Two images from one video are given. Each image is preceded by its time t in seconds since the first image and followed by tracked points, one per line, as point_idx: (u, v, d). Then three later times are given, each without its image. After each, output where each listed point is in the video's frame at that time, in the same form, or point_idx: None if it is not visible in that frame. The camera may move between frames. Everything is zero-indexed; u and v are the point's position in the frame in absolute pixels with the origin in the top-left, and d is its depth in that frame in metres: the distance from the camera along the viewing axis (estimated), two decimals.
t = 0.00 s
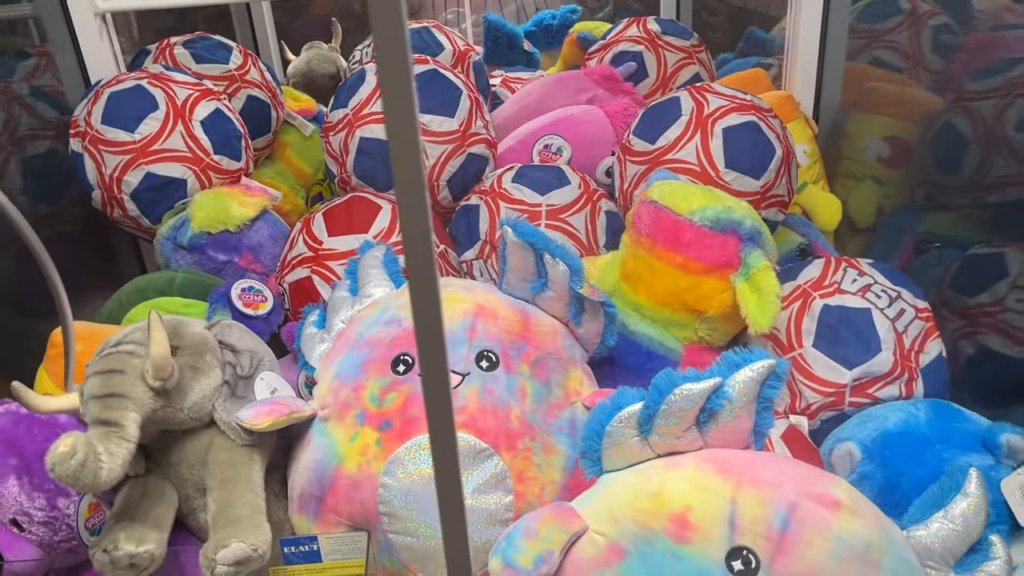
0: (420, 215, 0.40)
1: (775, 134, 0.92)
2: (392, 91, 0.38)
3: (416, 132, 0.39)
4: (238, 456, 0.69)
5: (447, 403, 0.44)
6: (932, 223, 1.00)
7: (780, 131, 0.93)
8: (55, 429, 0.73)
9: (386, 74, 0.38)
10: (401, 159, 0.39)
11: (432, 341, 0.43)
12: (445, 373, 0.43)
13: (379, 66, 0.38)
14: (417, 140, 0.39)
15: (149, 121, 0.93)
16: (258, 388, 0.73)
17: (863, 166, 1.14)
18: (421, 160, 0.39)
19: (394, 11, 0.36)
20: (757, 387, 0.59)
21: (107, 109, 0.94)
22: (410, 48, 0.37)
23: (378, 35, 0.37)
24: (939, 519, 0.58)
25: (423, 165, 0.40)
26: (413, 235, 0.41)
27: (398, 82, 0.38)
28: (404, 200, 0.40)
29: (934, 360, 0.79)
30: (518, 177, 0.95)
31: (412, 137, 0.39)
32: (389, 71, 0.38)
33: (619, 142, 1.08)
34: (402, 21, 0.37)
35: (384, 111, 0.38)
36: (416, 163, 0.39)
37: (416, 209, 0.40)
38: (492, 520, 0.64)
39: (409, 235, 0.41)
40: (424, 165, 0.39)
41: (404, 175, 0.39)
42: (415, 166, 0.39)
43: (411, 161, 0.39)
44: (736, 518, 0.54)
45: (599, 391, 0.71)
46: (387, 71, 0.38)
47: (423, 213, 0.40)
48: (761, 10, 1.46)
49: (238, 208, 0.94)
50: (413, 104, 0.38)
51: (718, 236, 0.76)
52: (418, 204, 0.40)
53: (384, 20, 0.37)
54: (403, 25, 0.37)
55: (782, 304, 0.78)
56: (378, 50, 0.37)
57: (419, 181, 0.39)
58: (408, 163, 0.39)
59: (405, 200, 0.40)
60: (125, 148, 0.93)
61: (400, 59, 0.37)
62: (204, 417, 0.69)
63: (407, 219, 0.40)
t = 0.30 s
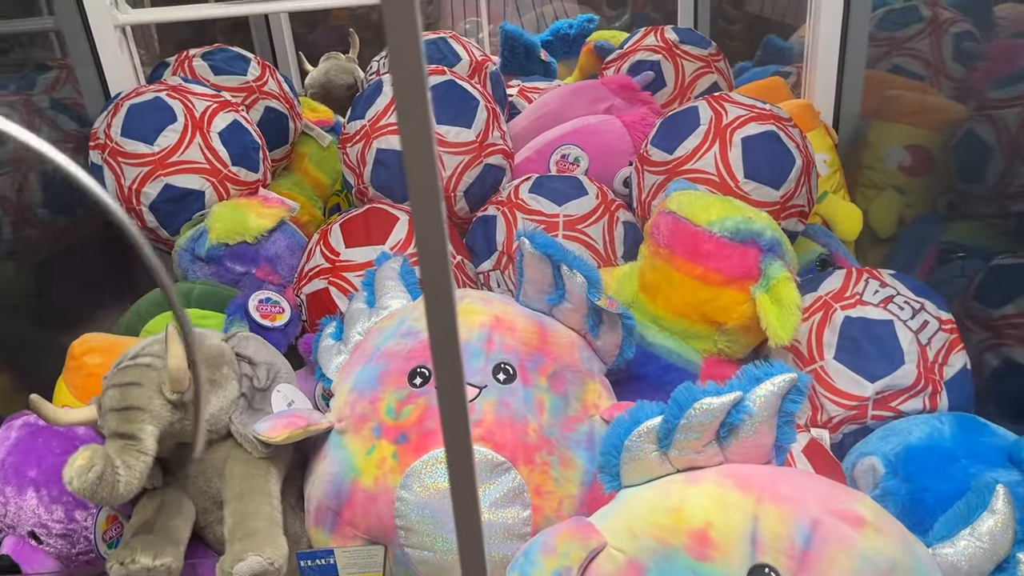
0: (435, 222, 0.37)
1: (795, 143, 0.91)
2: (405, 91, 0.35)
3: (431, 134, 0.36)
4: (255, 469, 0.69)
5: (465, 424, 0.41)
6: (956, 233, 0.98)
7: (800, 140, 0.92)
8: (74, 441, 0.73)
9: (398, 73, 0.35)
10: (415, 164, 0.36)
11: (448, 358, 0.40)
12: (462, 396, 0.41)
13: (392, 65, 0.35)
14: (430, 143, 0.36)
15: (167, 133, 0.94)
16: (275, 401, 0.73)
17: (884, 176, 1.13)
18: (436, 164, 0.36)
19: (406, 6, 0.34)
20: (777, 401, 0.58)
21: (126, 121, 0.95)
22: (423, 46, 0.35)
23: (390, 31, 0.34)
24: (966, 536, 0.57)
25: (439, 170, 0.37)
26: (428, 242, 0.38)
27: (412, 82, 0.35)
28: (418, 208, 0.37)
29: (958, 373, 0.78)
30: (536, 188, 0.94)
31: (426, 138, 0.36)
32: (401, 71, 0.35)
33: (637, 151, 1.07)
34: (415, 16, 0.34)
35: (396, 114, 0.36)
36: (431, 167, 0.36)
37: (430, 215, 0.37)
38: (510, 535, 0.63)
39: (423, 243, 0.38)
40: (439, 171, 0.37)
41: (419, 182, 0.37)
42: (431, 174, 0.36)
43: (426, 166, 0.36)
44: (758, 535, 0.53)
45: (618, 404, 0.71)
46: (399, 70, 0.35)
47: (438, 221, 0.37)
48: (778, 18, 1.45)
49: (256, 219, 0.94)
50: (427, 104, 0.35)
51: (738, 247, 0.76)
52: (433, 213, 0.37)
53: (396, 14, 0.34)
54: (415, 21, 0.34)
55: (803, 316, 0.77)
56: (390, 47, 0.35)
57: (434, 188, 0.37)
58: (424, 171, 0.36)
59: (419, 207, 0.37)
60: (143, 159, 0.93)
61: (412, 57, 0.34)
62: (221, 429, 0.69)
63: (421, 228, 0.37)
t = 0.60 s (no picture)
0: (438, 232, 0.37)
1: (800, 152, 0.90)
2: (406, 101, 0.35)
3: (433, 144, 0.35)
4: (260, 482, 0.69)
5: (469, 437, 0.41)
6: (963, 241, 0.98)
7: (805, 149, 0.92)
8: (77, 455, 0.72)
9: (398, 84, 0.35)
10: (417, 174, 0.36)
11: (452, 371, 0.39)
12: (466, 410, 0.40)
13: (393, 74, 0.34)
14: (433, 153, 0.35)
15: (172, 144, 0.93)
16: (279, 413, 0.73)
17: (890, 184, 1.12)
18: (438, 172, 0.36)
19: (407, 16, 0.33)
20: (785, 413, 0.58)
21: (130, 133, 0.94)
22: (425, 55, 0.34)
23: (391, 40, 0.34)
24: (977, 550, 0.57)
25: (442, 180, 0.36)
26: (430, 252, 0.37)
27: (413, 92, 0.35)
28: (420, 220, 0.37)
29: (968, 383, 0.77)
30: (540, 198, 0.94)
31: (428, 148, 0.35)
32: (402, 82, 0.34)
33: (642, 161, 1.07)
34: (417, 26, 0.34)
35: (398, 123, 0.35)
36: (433, 177, 0.36)
37: (433, 226, 0.37)
38: (516, 549, 0.63)
39: (425, 253, 0.37)
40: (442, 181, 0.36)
41: (422, 192, 0.36)
42: (433, 183, 0.36)
43: (428, 175, 0.36)
44: (766, 549, 0.53)
45: (624, 415, 0.70)
46: (400, 81, 0.35)
47: (440, 232, 0.37)
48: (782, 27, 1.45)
49: (260, 230, 0.94)
50: (429, 114, 0.35)
51: (743, 257, 0.75)
52: (435, 223, 0.37)
53: (398, 24, 0.34)
54: (417, 31, 0.34)
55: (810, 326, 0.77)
56: (392, 57, 0.34)
57: (437, 198, 0.36)
58: (426, 180, 0.36)
59: (421, 216, 0.37)
60: (147, 171, 0.93)
61: (414, 66, 0.34)
62: (225, 442, 0.69)
63: (424, 239, 0.37)
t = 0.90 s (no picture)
0: (387, 273, 0.33)
1: (784, 165, 0.89)
2: (347, 126, 0.31)
3: (378, 175, 0.31)
4: (234, 506, 0.67)
5: (430, 504, 0.36)
6: (948, 253, 0.97)
7: (789, 161, 0.91)
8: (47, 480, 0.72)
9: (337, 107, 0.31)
10: (360, 208, 0.32)
11: (406, 428, 0.35)
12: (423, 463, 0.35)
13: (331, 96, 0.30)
14: (378, 185, 0.31)
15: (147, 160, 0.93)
16: (254, 435, 0.71)
17: (876, 196, 1.11)
18: (385, 206, 0.32)
19: (344, 31, 0.29)
20: (766, 435, 0.57)
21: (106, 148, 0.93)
22: (366, 75, 0.30)
23: (327, 57, 0.30)
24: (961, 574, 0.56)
25: (389, 216, 0.32)
26: (379, 295, 0.33)
27: (354, 117, 0.31)
28: (363, 248, 0.32)
29: (954, 399, 0.76)
30: (522, 213, 0.93)
31: (373, 179, 0.31)
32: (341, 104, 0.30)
33: (626, 173, 1.06)
34: (355, 42, 0.30)
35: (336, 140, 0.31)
36: (379, 211, 0.32)
37: (381, 266, 0.32)
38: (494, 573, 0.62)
39: (373, 296, 0.33)
40: (390, 216, 0.32)
41: (366, 229, 0.32)
42: (377, 208, 0.32)
43: (374, 208, 0.32)
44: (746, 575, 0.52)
45: (606, 434, 0.69)
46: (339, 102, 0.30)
47: (390, 272, 0.32)
48: (767, 37, 1.45)
49: (238, 246, 0.93)
50: (373, 141, 0.31)
51: (726, 272, 0.74)
52: (380, 251, 0.32)
53: (333, 39, 0.30)
54: (356, 47, 0.30)
55: (793, 342, 0.76)
56: (329, 77, 0.30)
57: (384, 236, 0.32)
58: (369, 204, 0.32)
59: (367, 256, 0.32)
60: (123, 188, 0.92)
61: (353, 86, 0.30)
62: (198, 465, 0.68)
63: (371, 281, 0.33)
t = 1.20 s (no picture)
0: (370, 281, 0.32)
1: (774, 171, 0.89)
2: (327, 133, 0.30)
3: (361, 183, 0.31)
4: (222, 518, 0.66)
5: (416, 516, 0.36)
6: (938, 258, 0.97)
7: (779, 168, 0.91)
8: (31, 493, 0.70)
9: (318, 115, 0.30)
10: (343, 216, 0.31)
11: (391, 439, 0.34)
12: (409, 477, 0.35)
13: (311, 103, 0.30)
14: (361, 193, 0.31)
15: (134, 168, 0.92)
16: (242, 445, 0.71)
17: (865, 202, 1.11)
18: (368, 215, 0.31)
19: (325, 38, 0.29)
20: (757, 443, 0.57)
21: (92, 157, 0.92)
22: (348, 82, 0.30)
23: (307, 65, 0.30)
24: None
25: (372, 224, 0.31)
26: (362, 304, 0.32)
27: (335, 124, 0.30)
28: (346, 258, 0.32)
29: (944, 405, 0.76)
30: (511, 220, 0.92)
31: (355, 187, 0.31)
32: (322, 112, 0.30)
33: (615, 180, 1.06)
34: (337, 49, 0.29)
35: (318, 150, 0.31)
36: (362, 220, 0.31)
37: (364, 275, 0.32)
38: None
39: (355, 305, 0.33)
40: (373, 224, 0.32)
41: (349, 237, 0.32)
42: (360, 218, 0.31)
43: (357, 217, 0.31)
44: None
45: (597, 443, 0.68)
46: (319, 109, 0.30)
47: (373, 281, 0.32)
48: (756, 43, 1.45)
49: (226, 255, 0.92)
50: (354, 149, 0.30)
51: (716, 279, 0.74)
52: (364, 262, 0.32)
53: (314, 46, 0.29)
54: (337, 54, 0.29)
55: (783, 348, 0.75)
56: (309, 84, 0.30)
57: (368, 244, 0.32)
58: (351, 214, 0.31)
59: (350, 265, 0.32)
60: (109, 197, 0.91)
61: (335, 95, 0.30)
62: (185, 477, 0.67)
63: (354, 290, 0.32)
